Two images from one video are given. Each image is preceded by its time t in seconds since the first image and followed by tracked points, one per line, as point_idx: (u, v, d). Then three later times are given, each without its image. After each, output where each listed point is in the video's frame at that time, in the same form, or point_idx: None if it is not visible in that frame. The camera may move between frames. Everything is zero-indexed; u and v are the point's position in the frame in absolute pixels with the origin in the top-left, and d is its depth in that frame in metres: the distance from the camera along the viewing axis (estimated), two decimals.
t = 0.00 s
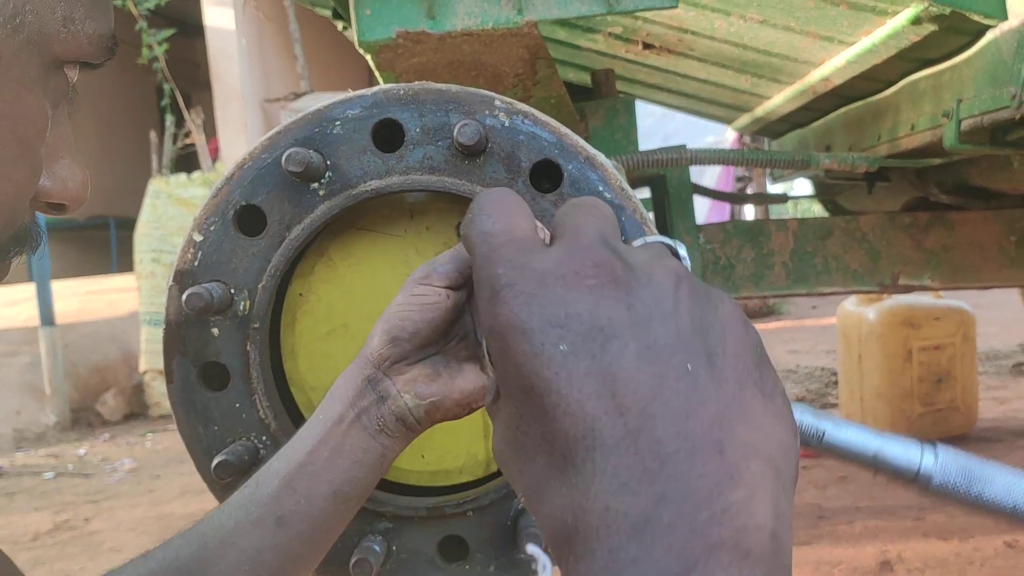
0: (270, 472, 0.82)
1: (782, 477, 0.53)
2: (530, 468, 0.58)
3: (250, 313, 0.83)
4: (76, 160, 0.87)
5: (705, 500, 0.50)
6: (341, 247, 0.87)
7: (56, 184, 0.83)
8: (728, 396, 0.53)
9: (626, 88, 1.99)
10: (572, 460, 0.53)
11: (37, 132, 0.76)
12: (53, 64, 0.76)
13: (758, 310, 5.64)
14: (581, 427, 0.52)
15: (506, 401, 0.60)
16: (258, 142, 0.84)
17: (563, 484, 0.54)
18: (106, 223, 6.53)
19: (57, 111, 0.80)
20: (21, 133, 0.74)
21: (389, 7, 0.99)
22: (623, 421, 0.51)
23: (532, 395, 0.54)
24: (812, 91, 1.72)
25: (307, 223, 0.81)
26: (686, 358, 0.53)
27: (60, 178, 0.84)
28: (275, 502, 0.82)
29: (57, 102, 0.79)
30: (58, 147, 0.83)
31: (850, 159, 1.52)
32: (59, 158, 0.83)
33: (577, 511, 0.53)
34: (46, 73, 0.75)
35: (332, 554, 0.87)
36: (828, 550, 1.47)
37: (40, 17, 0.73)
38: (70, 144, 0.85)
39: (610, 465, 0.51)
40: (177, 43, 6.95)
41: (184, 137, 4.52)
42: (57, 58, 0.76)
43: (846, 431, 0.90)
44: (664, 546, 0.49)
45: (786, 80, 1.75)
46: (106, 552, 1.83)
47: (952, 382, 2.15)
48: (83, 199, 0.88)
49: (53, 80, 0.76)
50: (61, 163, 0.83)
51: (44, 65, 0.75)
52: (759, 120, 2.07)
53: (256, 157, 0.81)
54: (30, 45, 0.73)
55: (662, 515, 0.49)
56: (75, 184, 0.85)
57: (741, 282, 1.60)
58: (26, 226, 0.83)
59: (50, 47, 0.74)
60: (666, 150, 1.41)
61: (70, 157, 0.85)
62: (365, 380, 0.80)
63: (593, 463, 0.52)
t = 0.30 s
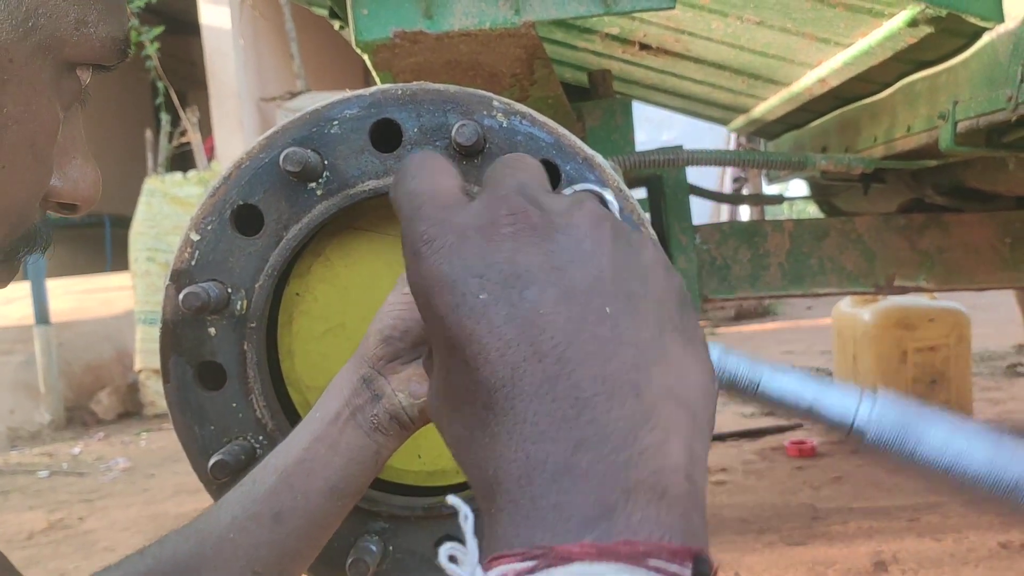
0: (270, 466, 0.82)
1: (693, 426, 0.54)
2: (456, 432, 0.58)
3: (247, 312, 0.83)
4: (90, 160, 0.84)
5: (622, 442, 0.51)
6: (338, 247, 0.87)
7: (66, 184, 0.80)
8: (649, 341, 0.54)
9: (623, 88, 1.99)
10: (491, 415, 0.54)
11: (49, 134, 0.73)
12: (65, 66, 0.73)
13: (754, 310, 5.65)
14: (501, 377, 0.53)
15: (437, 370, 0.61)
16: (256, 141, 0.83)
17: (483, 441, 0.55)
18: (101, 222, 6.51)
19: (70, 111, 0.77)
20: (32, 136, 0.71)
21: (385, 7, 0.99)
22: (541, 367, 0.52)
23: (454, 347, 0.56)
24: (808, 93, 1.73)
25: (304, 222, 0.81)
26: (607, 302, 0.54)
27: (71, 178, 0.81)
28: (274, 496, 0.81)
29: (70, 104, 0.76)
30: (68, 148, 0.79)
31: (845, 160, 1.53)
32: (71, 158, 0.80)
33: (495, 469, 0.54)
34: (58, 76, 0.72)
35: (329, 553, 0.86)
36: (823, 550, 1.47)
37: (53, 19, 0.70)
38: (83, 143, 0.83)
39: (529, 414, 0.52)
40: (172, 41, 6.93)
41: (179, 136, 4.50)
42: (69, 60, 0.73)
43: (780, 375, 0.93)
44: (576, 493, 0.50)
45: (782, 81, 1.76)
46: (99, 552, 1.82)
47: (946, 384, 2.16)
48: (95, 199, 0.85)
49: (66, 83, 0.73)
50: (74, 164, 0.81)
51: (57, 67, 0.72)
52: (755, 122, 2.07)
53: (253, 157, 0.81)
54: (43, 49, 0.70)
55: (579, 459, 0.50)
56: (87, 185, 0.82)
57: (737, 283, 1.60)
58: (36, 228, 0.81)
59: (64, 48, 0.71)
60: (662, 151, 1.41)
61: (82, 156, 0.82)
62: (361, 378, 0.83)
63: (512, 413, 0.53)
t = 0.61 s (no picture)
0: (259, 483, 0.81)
1: None
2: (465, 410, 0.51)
3: (247, 312, 0.82)
4: (83, 155, 0.83)
5: None
6: (339, 246, 0.87)
7: (61, 182, 0.78)
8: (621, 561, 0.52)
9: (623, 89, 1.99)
10: (512, 472, 0.47)
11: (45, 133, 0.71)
12: (58, 64, 0.71)
13: (753, 311, 5.66)
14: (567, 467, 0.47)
15: (522, 328, 0.54)
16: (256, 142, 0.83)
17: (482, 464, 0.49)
18: (100, 221, 6.51)
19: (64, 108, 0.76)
20: (30, 136, 0.70)
21: (386, 8, 0.99)
22: (552, 521, 0.47)
23: (575, 388, 0.49)
24: (808, 94, 1.72)
25: (304, 222, 0.81)
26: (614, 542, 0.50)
27: (66, 176, 0.80)
28: (264, 515, 0.81)
29: (64, 101, 0.74)
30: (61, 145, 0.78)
31: (845, 162, 1.53)
32: (65, 155, 0.79)
33: (456, 502, 0.48)
34: (52, 73, 0.70)
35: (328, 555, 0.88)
36: (822, 551, 1.47)
37: (44, 16, 0.68)
38: (76, 139, 0.81)
39: (530, 526, 0.47)
40: (172, 39, 6.93)
41: (178, 135, 4.50)
42: (61, 57, 0.71)
43: None
44: None
45: (782, 82, 1.76)
46: (98, 551, 1.82)
47: (945, 385, 2.16)
48: (91, 197, 0.84)
49: (60, 80, 0.72)
50: (69, 161, 0.80)
51: (51, 66, 0.70)
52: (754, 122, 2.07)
53: (254, 157, 0.81)
54: (35, 46, 0.68)
55: None
56: (82, 182, 0.81)
57: (736, 283, 1.60)
58: (31, 227, 0.80)
59: (56, 46, 0.69)
60: (662, 152, 1.41)
61: (76, 153, 0.81)
62: (364, 393, 0.77)
63: (501, 499, 0.47)
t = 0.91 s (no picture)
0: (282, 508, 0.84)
1: None
2: (455, 411, 0.53)
3: (257, 313, 0.83)
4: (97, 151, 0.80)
5: None
6: (348, 246, 0.88)
7: (71, 177, 0.75)
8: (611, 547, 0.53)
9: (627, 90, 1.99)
10: (498, 475, 0.50)
11: (44, 125, 0.69)
12: (63, 55, 0.68)
13: (756, 313, 5.66)
14: (553, 468, 0.49)
15: (503, 333, 0.55)
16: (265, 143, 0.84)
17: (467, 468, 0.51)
18: (104, 222, 6.52)
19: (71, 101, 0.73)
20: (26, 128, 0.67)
21: (391, 10, 0.99)
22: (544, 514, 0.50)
23: (559, 391, 0.51)
24: (813, 95, 1.73)
25: (314, 223, 0.81)
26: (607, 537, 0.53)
27: (78, 172, 0.76)
28: (281, 542, 0.83)
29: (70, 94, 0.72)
30: (72, 139, 0.75)
31: (850, 164, 1.53)
32: (76, 150, 0.76)
33: (442, 506, 0.50)
34: (55, 64, 0.68)
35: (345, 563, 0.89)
36: (827, 553, 1.47)
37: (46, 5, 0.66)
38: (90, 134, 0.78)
39: (523, 524, 0.49)
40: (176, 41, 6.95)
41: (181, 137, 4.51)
42: (67, 49, 0.68)
43: None
44: None
45: (787, 84, 1.76)
46: (103, 552, 1.82)
47: (950, 387, 2.16)
48: (100, 192, 0.80)
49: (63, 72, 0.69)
50: (80, 156, 0.76)
51: (52, 57, 0.67)
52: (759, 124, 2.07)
53: (264, 158, 0.81)
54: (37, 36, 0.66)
55: None
56: (93, 178, 0.78)
57: (742, 285, 1.60)
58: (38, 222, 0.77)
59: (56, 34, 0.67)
60: (666, 154, 1.41)
61: (90, 149, 0.78)
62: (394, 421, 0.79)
63: (497, 501, 0.49)
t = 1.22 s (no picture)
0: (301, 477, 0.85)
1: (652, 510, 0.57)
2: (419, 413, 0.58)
3: (270, 315, 0.83)
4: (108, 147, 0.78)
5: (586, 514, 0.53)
6: (361, 249, 0.88)
7: (83, 175, 0.73)
8: (637, 413, 0.56)
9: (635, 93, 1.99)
10: (479, 418, 0.54)
11: (58, 123, 0.67)
12: (78, 50, 0.66)
13: (761, 315, 5.67)
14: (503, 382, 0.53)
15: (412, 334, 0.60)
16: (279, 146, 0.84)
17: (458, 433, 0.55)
18: (109, 223, 6.53)
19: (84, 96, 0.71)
20: (39, 127, 0.65)
21: (401, 13, 1.00)
22: (546, 403, 0.53)
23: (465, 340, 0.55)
24: (821, 98, 1.73)
25: (327, 226, 0.81)
26: (618, 375, 0.55)
27: (89, 168, 0.75)
28: (300, 512, 0.84)
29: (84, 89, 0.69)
30: (84, 136, 0.73)
31: (858, 166, 1.53)
32: (89, 147, 0.74)
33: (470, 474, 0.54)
34: (70, 58, 0.66)
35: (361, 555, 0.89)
36: (833, 555, 1.47)
37: None
38: (102, 129, 0.76)
39: (525, 422, 0.53)
40: (182, 42, 6.96)
41: (186, 138, 4.51)
42: (83, 44, 0.66)
43: (679, 538, 1.00)
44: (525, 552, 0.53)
45: (794, 86, 1.76)
46: (110, 552, 1.83)
47: (956, 389, 2.16)
48: (114, 191, 0.79)
49: (78, 68, 0.67)
50: (91, 154, 0.74)
51: (68, 52, 0.65)
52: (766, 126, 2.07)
53: (277, 161, 0.82)
54: (52, 29, 0.63)
55: (553, 502, 0.53)
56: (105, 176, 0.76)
57: (749, 287, 1.60)
58: (51, 220, 0.75)
59: (73, 30, 0.64)
60: (674, 156, 1.41)
61: (101, 144, 0.76)
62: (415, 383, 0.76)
63: (498, 437, 0.53)
